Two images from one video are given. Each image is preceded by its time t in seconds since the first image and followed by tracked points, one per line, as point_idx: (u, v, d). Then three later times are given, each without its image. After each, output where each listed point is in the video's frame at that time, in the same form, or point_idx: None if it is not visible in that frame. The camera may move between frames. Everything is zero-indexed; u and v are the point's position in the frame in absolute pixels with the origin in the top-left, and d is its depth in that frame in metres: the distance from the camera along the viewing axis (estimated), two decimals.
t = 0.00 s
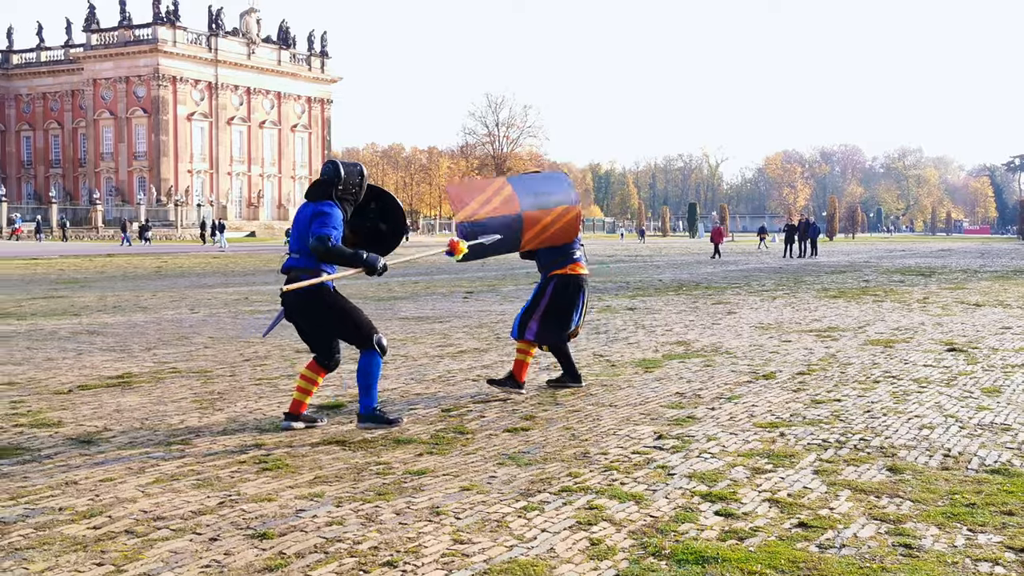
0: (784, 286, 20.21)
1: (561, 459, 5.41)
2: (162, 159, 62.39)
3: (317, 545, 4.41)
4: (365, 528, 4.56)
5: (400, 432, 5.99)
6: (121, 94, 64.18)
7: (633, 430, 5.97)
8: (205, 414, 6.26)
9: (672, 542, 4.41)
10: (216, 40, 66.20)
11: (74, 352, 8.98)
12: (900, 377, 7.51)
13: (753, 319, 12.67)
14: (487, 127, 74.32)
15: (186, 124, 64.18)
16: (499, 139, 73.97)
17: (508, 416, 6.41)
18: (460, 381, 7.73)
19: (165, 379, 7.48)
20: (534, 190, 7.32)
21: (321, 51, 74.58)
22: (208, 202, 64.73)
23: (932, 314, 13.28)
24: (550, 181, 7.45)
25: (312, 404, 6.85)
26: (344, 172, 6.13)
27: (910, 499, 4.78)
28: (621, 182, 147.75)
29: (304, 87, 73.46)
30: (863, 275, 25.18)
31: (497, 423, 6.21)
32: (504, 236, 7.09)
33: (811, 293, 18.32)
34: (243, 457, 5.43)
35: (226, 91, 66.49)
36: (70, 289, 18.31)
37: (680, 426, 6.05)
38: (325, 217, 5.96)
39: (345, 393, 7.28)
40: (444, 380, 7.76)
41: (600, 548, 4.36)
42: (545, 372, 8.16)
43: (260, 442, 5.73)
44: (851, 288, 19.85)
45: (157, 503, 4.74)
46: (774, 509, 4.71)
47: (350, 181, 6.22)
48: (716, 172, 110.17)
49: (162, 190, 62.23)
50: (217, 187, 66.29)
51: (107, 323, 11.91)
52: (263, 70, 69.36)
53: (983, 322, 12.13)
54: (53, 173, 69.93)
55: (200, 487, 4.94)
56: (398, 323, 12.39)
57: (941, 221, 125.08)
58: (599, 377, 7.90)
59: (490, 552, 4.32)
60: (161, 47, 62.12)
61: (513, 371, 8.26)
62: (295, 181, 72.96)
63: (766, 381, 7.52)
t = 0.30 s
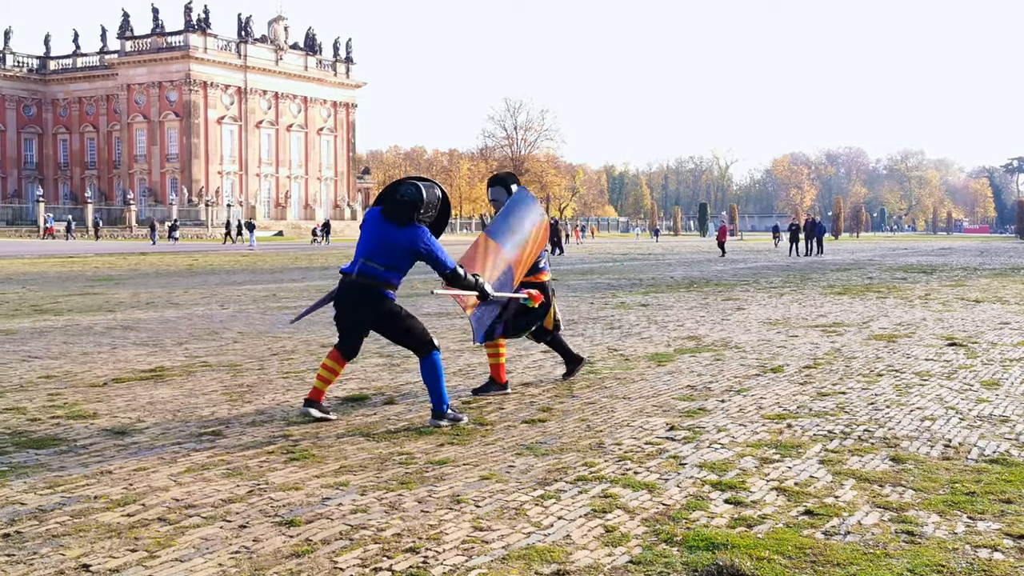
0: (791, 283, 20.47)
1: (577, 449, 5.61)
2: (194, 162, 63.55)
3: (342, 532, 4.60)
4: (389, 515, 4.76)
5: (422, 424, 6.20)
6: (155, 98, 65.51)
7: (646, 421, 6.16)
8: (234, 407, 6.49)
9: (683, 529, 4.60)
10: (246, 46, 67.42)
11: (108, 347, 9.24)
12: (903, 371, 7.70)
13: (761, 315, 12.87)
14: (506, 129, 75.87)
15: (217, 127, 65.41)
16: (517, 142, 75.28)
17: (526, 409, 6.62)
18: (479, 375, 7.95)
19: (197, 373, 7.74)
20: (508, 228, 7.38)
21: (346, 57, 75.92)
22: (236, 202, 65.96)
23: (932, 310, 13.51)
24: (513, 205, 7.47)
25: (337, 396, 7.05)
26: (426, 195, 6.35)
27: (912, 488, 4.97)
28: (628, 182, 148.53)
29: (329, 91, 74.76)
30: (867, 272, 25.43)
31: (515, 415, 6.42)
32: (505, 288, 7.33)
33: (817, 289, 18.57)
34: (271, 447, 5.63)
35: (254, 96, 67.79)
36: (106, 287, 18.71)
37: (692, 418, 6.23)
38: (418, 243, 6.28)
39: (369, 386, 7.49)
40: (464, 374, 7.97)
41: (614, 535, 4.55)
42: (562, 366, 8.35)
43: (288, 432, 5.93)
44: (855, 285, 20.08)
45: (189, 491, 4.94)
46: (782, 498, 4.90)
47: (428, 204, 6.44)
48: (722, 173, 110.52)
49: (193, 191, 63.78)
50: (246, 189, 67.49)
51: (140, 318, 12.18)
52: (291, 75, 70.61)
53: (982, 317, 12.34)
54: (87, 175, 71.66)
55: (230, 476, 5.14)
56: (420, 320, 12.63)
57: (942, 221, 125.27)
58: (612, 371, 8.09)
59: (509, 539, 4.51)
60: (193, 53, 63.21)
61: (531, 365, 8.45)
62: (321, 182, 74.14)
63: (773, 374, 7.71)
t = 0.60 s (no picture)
0: (798, 280, 20.69)
1: (591, 440, 5.80)
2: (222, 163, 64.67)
3: (366, 519, 4.79)
4: (411, 503, 4.95)
5: (442, 417, 6.43)
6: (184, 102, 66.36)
7: (658, 413, 6.35)
8: (262, 399, 6.73)
9: (694, 517, 4.79)
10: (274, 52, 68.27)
11: (140, 341, 9.54)
12: (905, 365, 7.89)
13: (768, 311, 13.08)
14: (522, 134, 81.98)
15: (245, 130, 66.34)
16: (534, 145, 81.56)
17: (542, 400, 6.83)
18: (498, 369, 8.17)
19: (225, 366, 8.02)
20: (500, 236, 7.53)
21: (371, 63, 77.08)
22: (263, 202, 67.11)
23: (935, 306, 13.69)
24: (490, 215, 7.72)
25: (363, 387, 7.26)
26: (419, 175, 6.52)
27: (914, 478, 5.15)
28: (636, 182, 149.18)
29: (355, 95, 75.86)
30: (871, 270, 25.70)
31: (532, 408, 6.62)
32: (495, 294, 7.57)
33: (823, 286, 18.76)
34: (297, 438, 5.84)
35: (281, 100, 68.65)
36: (139, 284, 19.15)
37: (702, 410, 6.43)
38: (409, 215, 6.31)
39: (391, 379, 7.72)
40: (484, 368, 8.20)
41: (627, 523, 4.74)
42: (577, 360, 8.53)
43: (313, 423, 6.17)
44: (860, 282, 20.30)
45: (219, 480, 5.14)
46: (789, 486, 5.09)
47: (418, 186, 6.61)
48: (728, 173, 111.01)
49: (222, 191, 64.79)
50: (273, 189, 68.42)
51: (171, 313, 12.50)
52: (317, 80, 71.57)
53: (982, 314, 12.54)
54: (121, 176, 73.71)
55: (257, 466, 5.34)
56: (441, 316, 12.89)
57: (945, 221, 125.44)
58: (626, 364, 8.27)
59: (525, 526, 4.70)
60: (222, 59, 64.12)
61: (547, 358, 8.66)
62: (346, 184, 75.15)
63: (781, 368, 7.89)
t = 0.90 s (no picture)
0: (803, 277, 20.95)
1: (605, 432, 6.02)
2: (250, 166, 68.13)
3: (387, 508, 4.98)
4: (430, 493, 5.15)
5: (461, 410, 6.65)
6: (213, 107, 70.06)
7: (669, 406, 6.56)
8: (287, 394, 7.00)
9: (704, 505, 4.98)
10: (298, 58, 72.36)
11: (170, 337, 9.95)
12: (907, 359, 8.09)
13: (775, 307, 13.28)
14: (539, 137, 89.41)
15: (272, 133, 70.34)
16: (550, 148, 89.55)
17: (558, 393, 7.04)
18: (515, 363, 8.40)
19: (252, 361, 8.36)
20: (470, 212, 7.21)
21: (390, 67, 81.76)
22: (289, 201, 70.76)
23: (935, 303, 13.92)
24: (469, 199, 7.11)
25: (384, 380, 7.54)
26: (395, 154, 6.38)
27: (916, 468, 5.34)
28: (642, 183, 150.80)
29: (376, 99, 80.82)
30: (874, 268, 26.02)
31: (547, 401, 6.84)
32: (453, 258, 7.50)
33: (827, 283, 19.01)
34: (322, 430, 6.09)
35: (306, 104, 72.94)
36: (168, 282, 19.72)
37: (711, 402, 6.63)
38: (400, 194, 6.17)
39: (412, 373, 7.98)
40: (502, 362, 8.42)
41: (639, 511, 4.93)
42: (591, 354, 8.73)
43: (337, 416, 6.42)
44: (864, 279, 20.56)
45: (244, 471, 5.36)
46: (795, 477, 5.28)
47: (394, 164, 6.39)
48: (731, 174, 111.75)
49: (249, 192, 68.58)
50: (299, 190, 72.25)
51: (199, 311, 12.95)
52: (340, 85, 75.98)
53: (982, 310, 12.77)
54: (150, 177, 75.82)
55: (283, 457, 5.58)
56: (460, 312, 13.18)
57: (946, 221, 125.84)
58: (638, 359, 8.46)
59: (541, 515, 4.89)
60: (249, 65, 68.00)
61: (563, 353, 8.87)
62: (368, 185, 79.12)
63: (787, 362, 8.09)
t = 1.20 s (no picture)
0: (809, 275, 21.19)
1: (618, 424, 6.22)
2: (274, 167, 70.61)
3: (407, 498, 5.17)
4: (449, 483, 5.35)
5: (478, 403, 6.86)
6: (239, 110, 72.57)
7: (679, 399, 6.75)
8: (310, 387, 7.41)
9: (713, 496, 5.16)
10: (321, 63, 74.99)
11: (197, 335, 10.41)
12: (909, 354, 8.28)
13: (782, 304, 13.49)
14: (554, 139, 90.77)
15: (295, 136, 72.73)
16: (564, 150, 90.38)
17: (572, 387, 7.26)
18: (531, 357, 8.62)
19: (277, 357, 8.81)
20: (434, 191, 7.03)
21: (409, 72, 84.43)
22: (312, 202, 73.26)
23: (936, 300, 14.07)
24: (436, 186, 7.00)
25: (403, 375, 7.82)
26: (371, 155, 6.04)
27: (918, 459, 5.53)
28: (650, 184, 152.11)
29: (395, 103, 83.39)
30: (879, 266, 26.19)
31: (562, 394, 7.05)
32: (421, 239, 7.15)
33: (832, 281, 19.19)
34: (344, 423, 6.37)
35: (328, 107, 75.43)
36: (195, 281, 20.32)
37: (719, 396, 6.82)
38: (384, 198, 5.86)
39: (431, 367, 8.24)
40: (517, 356, 8.65)
41: (651, 501, 5.12)
42: (604, 349, 8.92)
43: (358, 409, 6.70)
44: (868, 276, 20.80)
45: (270, 462, 5.59)
46: (801, 468, 5.46)
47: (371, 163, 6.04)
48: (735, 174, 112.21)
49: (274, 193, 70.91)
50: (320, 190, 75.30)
51: (227, 309, 13.47)
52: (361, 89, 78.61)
53: (981, 306, 12.93)
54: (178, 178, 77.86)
55: (307, 448, 5.83)
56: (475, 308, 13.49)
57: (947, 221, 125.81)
58: (650, 353, 8.65)
59: (556, 504, 5.08)
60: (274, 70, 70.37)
61: (576, 348, 9.08)
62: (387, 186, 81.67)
63: (793, 357, 8.29)
